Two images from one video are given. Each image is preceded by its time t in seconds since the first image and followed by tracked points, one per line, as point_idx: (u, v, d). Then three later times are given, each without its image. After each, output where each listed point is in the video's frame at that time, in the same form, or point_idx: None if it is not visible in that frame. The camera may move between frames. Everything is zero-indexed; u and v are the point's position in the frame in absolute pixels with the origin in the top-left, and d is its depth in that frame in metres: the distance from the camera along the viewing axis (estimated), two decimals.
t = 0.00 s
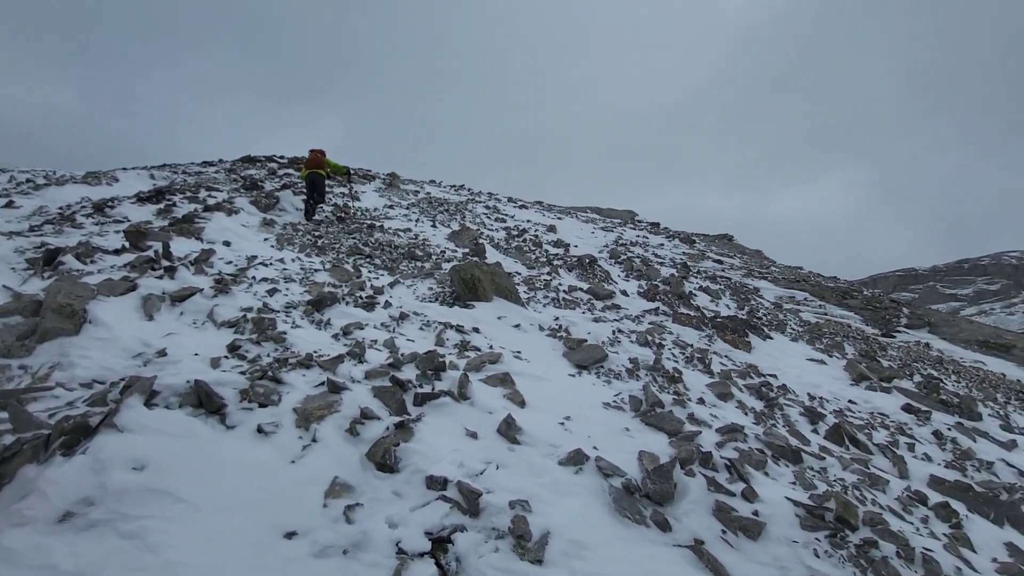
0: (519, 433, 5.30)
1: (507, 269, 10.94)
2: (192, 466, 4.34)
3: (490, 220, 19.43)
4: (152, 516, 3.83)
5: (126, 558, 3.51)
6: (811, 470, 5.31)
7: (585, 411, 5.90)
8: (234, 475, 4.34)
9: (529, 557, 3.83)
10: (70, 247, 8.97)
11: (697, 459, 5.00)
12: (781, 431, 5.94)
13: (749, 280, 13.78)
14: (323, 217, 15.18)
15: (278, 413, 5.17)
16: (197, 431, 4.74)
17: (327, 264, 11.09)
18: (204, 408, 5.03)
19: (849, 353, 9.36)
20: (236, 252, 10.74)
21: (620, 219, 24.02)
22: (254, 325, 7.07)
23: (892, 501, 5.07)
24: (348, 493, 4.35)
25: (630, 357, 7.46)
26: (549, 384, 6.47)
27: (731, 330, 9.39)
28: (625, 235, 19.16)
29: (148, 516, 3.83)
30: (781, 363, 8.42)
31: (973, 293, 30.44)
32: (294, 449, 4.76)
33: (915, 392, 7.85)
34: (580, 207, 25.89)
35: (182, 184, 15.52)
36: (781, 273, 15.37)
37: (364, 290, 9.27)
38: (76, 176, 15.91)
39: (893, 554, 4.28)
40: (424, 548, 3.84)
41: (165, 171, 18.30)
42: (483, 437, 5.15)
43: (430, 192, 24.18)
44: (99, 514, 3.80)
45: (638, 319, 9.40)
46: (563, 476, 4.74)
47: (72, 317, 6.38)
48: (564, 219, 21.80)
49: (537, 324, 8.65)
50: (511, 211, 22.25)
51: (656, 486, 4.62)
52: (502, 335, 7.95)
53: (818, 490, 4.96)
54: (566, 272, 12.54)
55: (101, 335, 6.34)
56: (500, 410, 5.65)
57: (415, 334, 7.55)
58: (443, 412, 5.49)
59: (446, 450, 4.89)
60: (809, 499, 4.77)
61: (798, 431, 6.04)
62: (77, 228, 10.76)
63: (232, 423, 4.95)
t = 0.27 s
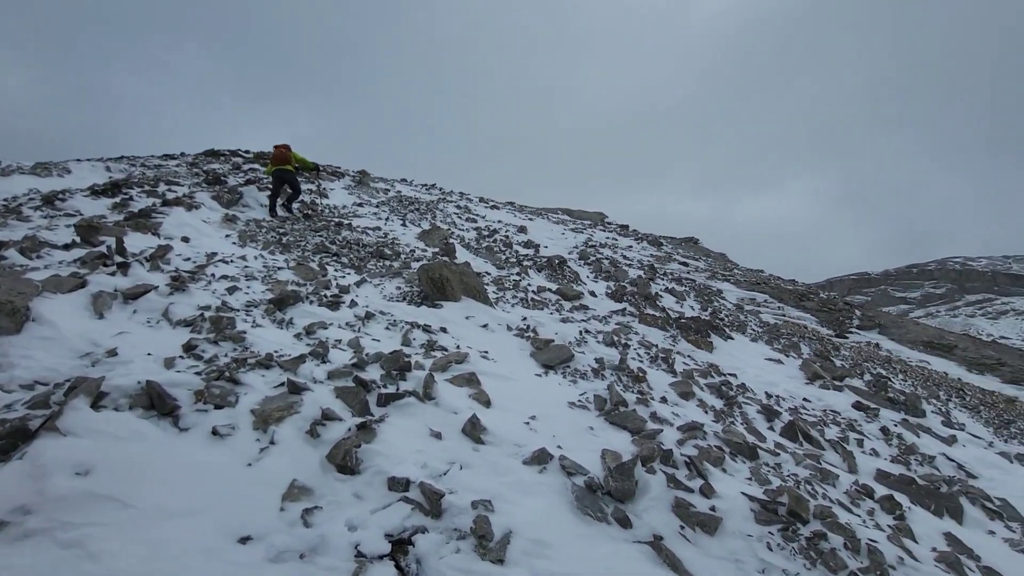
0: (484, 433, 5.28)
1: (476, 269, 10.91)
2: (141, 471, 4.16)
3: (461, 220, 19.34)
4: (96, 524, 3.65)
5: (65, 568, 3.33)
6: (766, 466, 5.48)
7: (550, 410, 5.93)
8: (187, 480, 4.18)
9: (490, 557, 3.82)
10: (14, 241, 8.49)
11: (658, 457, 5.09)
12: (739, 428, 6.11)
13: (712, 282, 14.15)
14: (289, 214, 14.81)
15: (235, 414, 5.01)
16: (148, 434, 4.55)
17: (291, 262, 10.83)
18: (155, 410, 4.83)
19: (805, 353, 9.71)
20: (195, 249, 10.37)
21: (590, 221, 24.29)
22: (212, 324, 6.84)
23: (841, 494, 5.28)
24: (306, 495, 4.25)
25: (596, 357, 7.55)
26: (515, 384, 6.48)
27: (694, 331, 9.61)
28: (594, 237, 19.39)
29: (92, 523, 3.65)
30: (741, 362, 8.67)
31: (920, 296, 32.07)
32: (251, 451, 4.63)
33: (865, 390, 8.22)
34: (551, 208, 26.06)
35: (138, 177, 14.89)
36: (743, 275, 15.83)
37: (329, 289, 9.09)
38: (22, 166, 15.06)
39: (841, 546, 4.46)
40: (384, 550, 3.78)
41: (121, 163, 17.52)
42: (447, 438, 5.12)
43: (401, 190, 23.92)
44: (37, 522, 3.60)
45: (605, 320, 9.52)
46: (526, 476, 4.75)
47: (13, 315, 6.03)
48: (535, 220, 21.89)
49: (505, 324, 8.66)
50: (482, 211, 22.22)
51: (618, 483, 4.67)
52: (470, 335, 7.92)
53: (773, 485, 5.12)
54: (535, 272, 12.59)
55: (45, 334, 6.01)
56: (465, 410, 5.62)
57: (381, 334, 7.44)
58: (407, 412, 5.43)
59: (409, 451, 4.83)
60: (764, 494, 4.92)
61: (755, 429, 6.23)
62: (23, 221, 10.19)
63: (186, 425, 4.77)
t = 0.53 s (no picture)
0: (450, 432, 5.24)
1: (447, 268, 10.83)
2: (88, 474, 3.98)
3: (433, 219, 19.20)
4: (37, 531, 3.47)
5: None
6: (727, 462, 5.62)
7: (518, 409, 5.93)
8: (138, 483, 4.02)
9: (453, 557, 3.79)
10: None
11: (623, 454, 5.16)
12: (702, 426, 6.25)
13: (680, 283, 14.43)
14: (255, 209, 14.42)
15: (192, 415, 4.84)
16: (97, 436, 4.35)
17: (256, 259, 10.54)
18: (105, 411, 4.62)
19: (767, 353, 10.01)
20: (154, 244, 9.98)
21: (563, 222, 24.47)
22: (170, 322, 6.60)
23: (798, 489, 5.46)
24: (266, 498, 4.14)
25: (565, 356, 7.60)
26: (484, 383, 6.46)
27: (662, 331, 9.78)
28: (567, 238, 19.53)
29: (32, 530, 3.47)
30: (706, 362, 8.87)
31: (876, 299, 33.48)
32: (208, 453, 4.48)
33: (822, 389, 8.52)
34: (524, 209, 26.13)
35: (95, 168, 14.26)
36: (710, 277, 16.21)
37: (295, 287, 8.88)
38: None
39: (795, 538, 4.61)
40: (344, 552, 3.72)
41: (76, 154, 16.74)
42: (413, 438, 5.06)
43: (373, 188, 23.58)
44: None
45: (575, 320, 9.59)
46: (492, 474, 4.74)
47: None
48: (508, 220, 21.91)
49: (475, 323, 8.63)
50: (455, 211, 22.11)
51: (582, 481, 4.71)
52: (439, 334, 7.86)
53: (732, 481, 5.26)
54: (507, 272, 12.60)
55: None
56: (431, 409, 5.57)
57: (348, 333, 7.32)
58: (372, 412, 5.34)
59: (373, 451, 4.76)
60: (724, 490, 5.05)
61: (718, 426, 6.39)
62: None
63: (139, 427, 4.58)
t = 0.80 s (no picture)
0: (412, 430, 5.18)
1: (413, 265, 10.70)
2: (21, 477, 3.75)
3: (400, 217, 18.96)
4: None
5: None
6: (685, 456, 5.76)
7: (482, 407, 5.91)
8: (77, 486, 3.81)
9: (412, 555, 3.75)
10: None
11: (585, 450, 5.21)
12: (662, 421, 6.38)
13: (645, 283, 14.70)
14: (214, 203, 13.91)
15: (139, 414, 4.62)
16: (32, 438, 4.10)
17: (213, 254, 10.16)
18: (43, 410, 4.36)
19: (726, 351, 10.31)
20: (101, 237, 9.49)
21: (532, 222, 24.57)
22: (117, 318, 6.28)
23: (751, 481, 5.64)
24: (216, 499, 3.99)
25: (529, 354, 7.63)
26: (447, 380, 6.41)
27: (626, 330, 9.94)
28: (535, 237, 19.62)
29: None
30: (668, 360, 9.06)
31: (829, 300, 34.98)
32: (155, 454, 4.28)
33: (776, 385, 8.85)
34: (493, 208, 26.10)
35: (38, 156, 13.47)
36: (674, 278, 16.59)
37: (253, 284, 8.60)
38: None
39: (748, 528, 4.76)
40: (299, 552, 3.62)
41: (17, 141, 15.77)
42: (373, 435, 4.98)
43: (339, 184, 23.10)
44: None
45: (541, 318, 9.64)
46: (454, 471, 4.71)
47: None
48: (476, 219, 21.84)
49: (440, 321, 8.56)
50: (423, 208, 21.90)
51: (544, 476, 4.73)
52: (403, 332, 7.76)
53: (689, 474, 5.39)
54: (474, 270, 12.56)
55: None
56: (393, 407, 5.49)
57: (308, 330, 7.14)
58: (331, 410, 5.23)
59: (332, 450, 4.66)
60: (681, 483, 5.17)
61: (677, 422, 6.54)
62: None
63: (80, 427, 4.35)
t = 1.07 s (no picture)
0: (361, 425, 5.07)
1: (368, 259, 10.47)
2: None
3: (358, 209, 18.53)
4: None
5: None
6: (633, 448, 5.90)
7: (435, 401, 5.86)
8: None
9: (356, 551, 3.67)
10: None
11: (536, 443, 5.25)
12: (613, 414, 6.52)
13: (602, 281, 14.95)
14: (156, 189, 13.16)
15: (63, 411, 4.32)
16: None
17: (153, 243, 9.60)
18: None
19: (676, 347, 10.64)
20: (26, 221, 8.80)
21: (492, 217, 24.54)
22: (41, 308, 5.84)
23: (695, 471, 5.85)
24: (147, 498, 3.78)
25: (485, 348, 7.62)
26: (400, 375, 6.31)
27: (582, 325, 10.08)
28: (495, 233, 19.61)
29: None
30: (621, 355, 9.26)
31: (774, 300, 36.70)
32: (80, 452, 4.01)
33: (723, 380, 9.20)
34: (453, 203, 25.88)
35: None
36: (630, 276, 16.97)
37: (197, 274, 8.20)
38: None
39: (690, 516, 4.93)
40: (236, 552, 3.48)
41: None
42: (320, 431, 4.84)
43: (294, 173, 22.33)
44: None
45: (498, 313, 9.64)
46: (403, 466, 4.64)
47: None
48: (437, 213, 21.62)
49: (395, 315, 8.42)
50: (382, 201, 21.47)
51: (494, 469, 4.73)
52: (356, 326, 7.59)
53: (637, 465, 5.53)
54: (432, 265, 12.43)
55: None
56: (342, 402, 5.36)
57: (255, 323, 6.87)
58: (276, 406, 5.05)
59: (275, 446, 4.50)
60: (629, 474, 5.30)
61: (627, 415, 6.69)
62: None
63: None
